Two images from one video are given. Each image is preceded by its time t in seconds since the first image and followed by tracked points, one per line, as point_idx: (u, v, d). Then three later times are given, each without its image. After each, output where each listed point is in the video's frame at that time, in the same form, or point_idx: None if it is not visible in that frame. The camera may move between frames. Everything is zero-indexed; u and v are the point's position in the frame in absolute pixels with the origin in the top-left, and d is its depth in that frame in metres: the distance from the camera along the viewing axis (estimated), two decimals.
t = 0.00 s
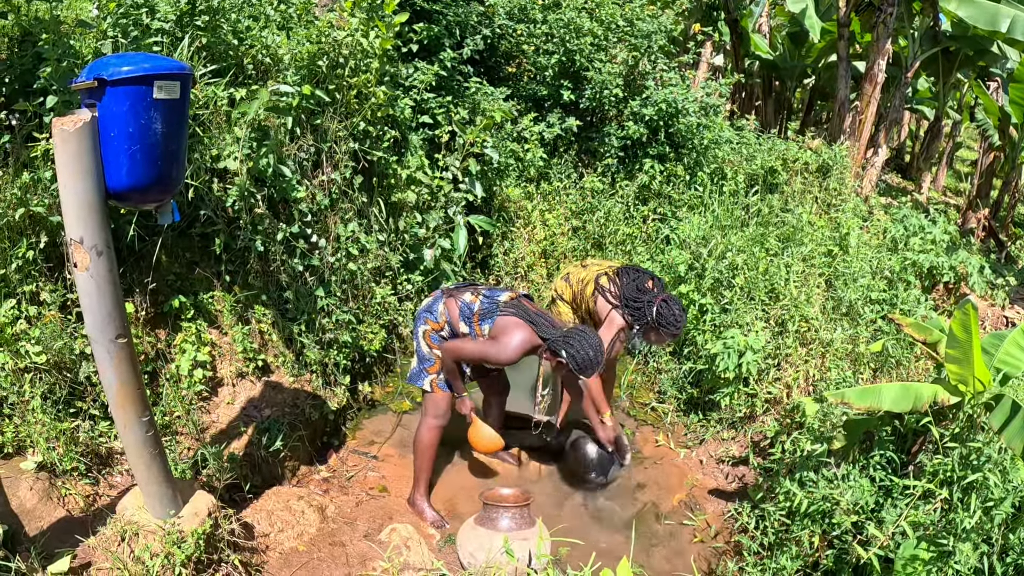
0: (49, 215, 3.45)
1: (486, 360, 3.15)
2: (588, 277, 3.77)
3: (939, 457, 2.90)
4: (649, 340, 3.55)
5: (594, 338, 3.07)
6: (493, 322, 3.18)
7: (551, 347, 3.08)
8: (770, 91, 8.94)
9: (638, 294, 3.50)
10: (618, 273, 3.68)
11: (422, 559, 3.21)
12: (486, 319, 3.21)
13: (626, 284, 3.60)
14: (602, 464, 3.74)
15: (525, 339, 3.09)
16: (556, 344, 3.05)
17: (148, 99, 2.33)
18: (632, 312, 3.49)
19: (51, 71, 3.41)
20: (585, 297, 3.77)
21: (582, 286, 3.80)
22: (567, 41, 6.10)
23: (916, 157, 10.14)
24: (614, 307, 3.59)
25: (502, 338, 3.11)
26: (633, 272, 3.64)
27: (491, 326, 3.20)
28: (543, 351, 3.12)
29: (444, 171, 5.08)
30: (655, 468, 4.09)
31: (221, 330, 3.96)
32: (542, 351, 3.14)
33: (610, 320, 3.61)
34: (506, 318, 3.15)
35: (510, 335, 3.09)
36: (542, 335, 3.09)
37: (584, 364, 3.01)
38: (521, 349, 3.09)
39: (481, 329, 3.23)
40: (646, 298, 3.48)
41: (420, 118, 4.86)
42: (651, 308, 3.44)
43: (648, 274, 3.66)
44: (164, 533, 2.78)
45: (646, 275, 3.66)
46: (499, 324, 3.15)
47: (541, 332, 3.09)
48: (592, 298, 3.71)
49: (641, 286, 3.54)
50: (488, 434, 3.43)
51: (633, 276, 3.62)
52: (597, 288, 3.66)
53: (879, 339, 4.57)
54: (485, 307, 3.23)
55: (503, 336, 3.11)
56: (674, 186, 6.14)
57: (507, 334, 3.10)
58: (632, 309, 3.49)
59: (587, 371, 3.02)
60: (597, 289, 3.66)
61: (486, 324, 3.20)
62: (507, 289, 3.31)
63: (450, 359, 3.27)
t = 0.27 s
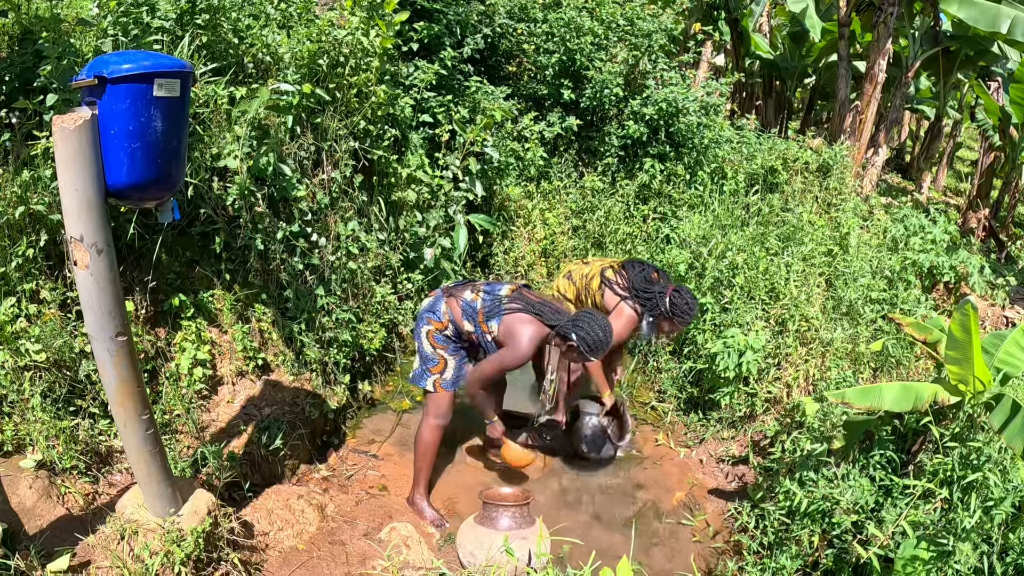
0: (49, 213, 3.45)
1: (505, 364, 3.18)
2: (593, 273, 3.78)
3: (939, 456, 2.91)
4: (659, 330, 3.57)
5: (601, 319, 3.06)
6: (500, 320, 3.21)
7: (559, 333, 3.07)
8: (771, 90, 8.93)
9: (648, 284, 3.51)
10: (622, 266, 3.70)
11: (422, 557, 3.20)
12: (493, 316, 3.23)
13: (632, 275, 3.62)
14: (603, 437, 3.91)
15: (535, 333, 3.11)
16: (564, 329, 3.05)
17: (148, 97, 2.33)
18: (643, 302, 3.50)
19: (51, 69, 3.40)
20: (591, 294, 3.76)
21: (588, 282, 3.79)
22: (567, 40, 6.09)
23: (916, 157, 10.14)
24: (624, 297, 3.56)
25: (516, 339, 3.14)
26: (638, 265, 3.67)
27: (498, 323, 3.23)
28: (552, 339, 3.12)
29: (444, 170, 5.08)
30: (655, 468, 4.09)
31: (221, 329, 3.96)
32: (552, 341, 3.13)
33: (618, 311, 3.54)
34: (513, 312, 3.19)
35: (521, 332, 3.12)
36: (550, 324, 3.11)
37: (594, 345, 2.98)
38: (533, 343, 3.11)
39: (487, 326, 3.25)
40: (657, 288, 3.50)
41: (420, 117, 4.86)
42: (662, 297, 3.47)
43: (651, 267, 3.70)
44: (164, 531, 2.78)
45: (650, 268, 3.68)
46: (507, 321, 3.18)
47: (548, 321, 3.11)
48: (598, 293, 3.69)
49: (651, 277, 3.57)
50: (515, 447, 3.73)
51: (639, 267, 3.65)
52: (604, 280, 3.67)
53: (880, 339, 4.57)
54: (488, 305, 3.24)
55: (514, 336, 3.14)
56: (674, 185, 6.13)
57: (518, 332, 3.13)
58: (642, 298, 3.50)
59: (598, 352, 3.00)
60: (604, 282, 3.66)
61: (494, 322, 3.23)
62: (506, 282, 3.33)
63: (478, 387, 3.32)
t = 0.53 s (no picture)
0: (49, 212, 3.45)
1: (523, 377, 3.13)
2: (598, 270, 3.80)
3: (938, 456, 2.91)
4: (668, 325, 3.63)
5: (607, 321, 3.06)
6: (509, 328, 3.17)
7: (565, 335, 3.06)
8: (771, 90, 8.95)
9: (657, 279, 3.56)
10: (628, 262, 3.74)
11: (422, 556, 3.20)
12: (500, 323, 3.20)
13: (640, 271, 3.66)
14: (602, 414, 4.00)
15: (546, 340, 3.08)
16: (569, 329, 3.05)
17: (148, 96, 2.33)
18: (653, 297, 3.53)
19: (51, 68, 3.41)
20: (596, 291, 3.79)
21: (593, 279, 3.81)
22: (567, 40, 6.09)
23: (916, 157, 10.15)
24: (634, 291, 3.57)
25: (528, 347, 3.10)
26: (644, 261, 3.72)
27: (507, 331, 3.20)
28: (562, 343, 3.10)
29: (444, 169, 5.08)
30: (654, 467, 4.10)
31: (221, 327, 3.97)
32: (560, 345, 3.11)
33: (627, 305, 3.56)
34: (520, 319, 3.17)
35: (531, 340, 3.10)
36: (556, 326, 3.10)
37: (600, 344, 2.98)
38: (546, 351, 3.08)
39: (494, 332, 3.23)
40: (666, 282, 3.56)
41: (420, 116, 4.87)
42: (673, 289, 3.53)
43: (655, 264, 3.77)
44: (164, 529, 2.78)
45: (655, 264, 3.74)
46: (516, 329, 3.16)
47: (554, 326, 3.10)
48: (605, 289, 3.72)
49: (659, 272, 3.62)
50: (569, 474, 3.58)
51: (645, 264, 3.70)
52: (611, 276, 3.70)
53: (879, 338, 4.57)
54: (495, 312, 3.21)
55: (525, 346, 3.11)
56: (675, 184, 6.13)
57: (530, 342, 3.10)
58: (652, 293, 3.53)
59: (604, 352, 2.99)
60: (612, 278, 3.68)
61: (501, 329, 3.20)
62: (510, 285, 3.30)
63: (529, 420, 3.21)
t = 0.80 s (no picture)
0: (47, 210, 3.45)
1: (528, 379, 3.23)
2: (603, 267, 3.81)
3: (936, 456, 2.91)
4: (673, 317, 3.74)
5: (607, 327, 3.17)
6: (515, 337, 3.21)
7: (568, 340, 3.15)
8: (770, 89, 8.97)
9: (664, 273, 3.67)
10: (632, 257, 3.81)
11: (419, 555, 3.20)
12: (505, 331, 3.24)
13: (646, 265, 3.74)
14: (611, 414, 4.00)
15: (552, 345, 3.15)
16: (570, 335, 3.14)
17: (145, 93, 2.33)
18: (662, 289, 3.64)
19: (50, 67, 3.41)
20: (602, 287, 3.79)
21: (598, 276, 3.80)
22: (566, 38, 6.08)
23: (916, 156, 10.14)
24: (642, 283, 3.66)
25: (534, 351, 3.18)
26: (647, 257, 3.81)
27: (513, 339, 3.24)
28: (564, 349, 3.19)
29: (443, 167, 5.08)
30: (652, 466, 4.09)
31: (220, 326, 3.97)
32: (562, 350, 3.19)
33: (635, 297, 3.64)
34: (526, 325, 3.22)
35: (539, 344, 3.16)
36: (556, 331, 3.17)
37: (600, 350, 3.09)
38: (552, 356, 3.16)
39: (500, 339, 3.26)
40: (673, 276, 3.68)
41: (419, 114, 4.87)
42: (680, 284, 3.66)
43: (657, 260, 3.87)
44: (161, 527, 2.77)
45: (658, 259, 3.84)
46: (522, 334, 3.20)
47: (559, 333, 3.16)
48: (612, 284, 3.74)
49: (665, 267, 3.73)
50: (585, 480, 3.66)
51: (650, 259, 3.79)
52: (617, 271, 3.73)
53: (878, 337, 4.57)
54: (499, 320, 3.24)
55: (532, 358, 3.19)
56: (674, 183, 6.13)
57: (536, 347, 3.17)
58: (661, 285, 3.64)
59: (604, 358, 3.11)
60: (619, 273, 3.72)
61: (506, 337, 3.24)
62: (513, 292, 3.32)
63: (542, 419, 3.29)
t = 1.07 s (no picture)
0: (46, 209, 3.45)
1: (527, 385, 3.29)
2: (604, 269, 3.79)
3: (935, 455, 2.90)
4: (681, 312, 3.73)
5: (601, 331, 3.30)
6: (517, 342, 3.23)
7: (566, 345, 3.23)
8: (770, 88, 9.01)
9: (667, 269, 3.64)
10: (633, 256, 3.77)
11: (417, 554, 3.19)
12: (507, 336, 3.25)
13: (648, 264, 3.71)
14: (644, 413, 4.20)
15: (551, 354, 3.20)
16: (569, 340, 3.22)
17: (143, 92, 2.31)
18: (666, 287, 3.61)
19: (48, 65, 3.40)
20: (606, 289, 3.77)
21: (600, 278, 3.79)
22: (565, 37, 6.08)
23: (916, 156, 10.14)
24: (646, 284, 3.64)
25: (534, 360, 3.22)
26: (649, 253, 3.76)
27: (514, 344, 3.25)
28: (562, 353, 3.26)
29: (442, 166, 5.08)
30: (651, 465, 4.09)
31: (218, 325, 3.96)
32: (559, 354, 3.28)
33: (641, 299, 3.62)
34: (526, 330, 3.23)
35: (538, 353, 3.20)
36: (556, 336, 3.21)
37: (595, 356, 3.24)
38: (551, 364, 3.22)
39: (502, 345, 3.27)
40: (676, 271, 3.65)
41: (418, 113, 4.87)
42: (684, 278, 3.63)
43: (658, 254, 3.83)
44: (159, 526, 2.77)
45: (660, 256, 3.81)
46: (523, 341, 3.23)
47: (557, 339, 3.21)
48: (616, 287, 3.72)
49: (668, 263, 3.68)
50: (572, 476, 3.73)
51: (651, 256, 3.75)
52: (619, 274, 3.71)
53: (877, 337, 4.57)
54: (501, 325, 3.25)
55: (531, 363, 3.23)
56: (673, 182, 6.14)
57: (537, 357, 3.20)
58: (665, 283, 3.61)
59: (599, 362, 3.27)
60: (621, 276, 3.70)
61: (507, 342, 3.25)
62: (513, 296, 3.31)
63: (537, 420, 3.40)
